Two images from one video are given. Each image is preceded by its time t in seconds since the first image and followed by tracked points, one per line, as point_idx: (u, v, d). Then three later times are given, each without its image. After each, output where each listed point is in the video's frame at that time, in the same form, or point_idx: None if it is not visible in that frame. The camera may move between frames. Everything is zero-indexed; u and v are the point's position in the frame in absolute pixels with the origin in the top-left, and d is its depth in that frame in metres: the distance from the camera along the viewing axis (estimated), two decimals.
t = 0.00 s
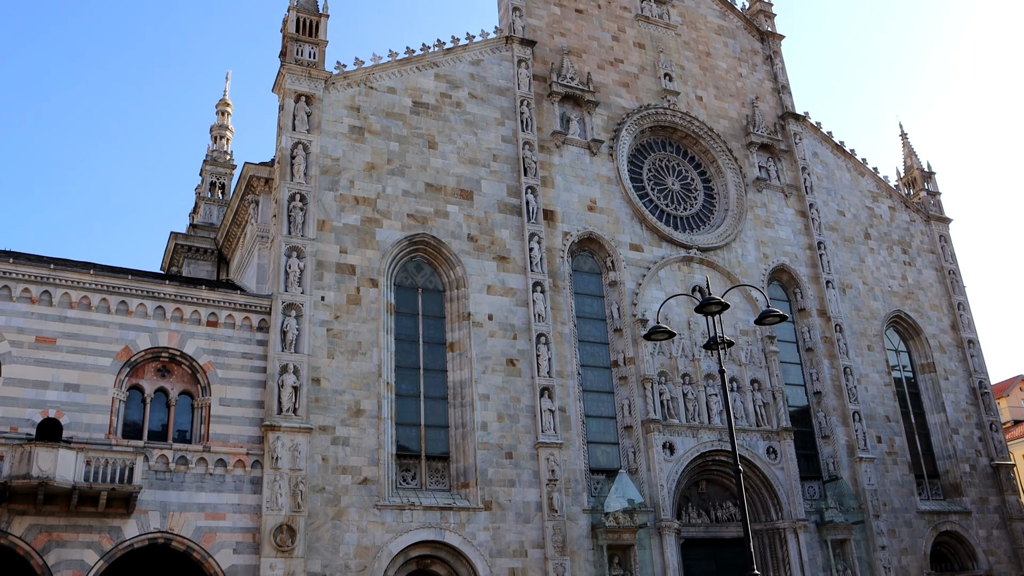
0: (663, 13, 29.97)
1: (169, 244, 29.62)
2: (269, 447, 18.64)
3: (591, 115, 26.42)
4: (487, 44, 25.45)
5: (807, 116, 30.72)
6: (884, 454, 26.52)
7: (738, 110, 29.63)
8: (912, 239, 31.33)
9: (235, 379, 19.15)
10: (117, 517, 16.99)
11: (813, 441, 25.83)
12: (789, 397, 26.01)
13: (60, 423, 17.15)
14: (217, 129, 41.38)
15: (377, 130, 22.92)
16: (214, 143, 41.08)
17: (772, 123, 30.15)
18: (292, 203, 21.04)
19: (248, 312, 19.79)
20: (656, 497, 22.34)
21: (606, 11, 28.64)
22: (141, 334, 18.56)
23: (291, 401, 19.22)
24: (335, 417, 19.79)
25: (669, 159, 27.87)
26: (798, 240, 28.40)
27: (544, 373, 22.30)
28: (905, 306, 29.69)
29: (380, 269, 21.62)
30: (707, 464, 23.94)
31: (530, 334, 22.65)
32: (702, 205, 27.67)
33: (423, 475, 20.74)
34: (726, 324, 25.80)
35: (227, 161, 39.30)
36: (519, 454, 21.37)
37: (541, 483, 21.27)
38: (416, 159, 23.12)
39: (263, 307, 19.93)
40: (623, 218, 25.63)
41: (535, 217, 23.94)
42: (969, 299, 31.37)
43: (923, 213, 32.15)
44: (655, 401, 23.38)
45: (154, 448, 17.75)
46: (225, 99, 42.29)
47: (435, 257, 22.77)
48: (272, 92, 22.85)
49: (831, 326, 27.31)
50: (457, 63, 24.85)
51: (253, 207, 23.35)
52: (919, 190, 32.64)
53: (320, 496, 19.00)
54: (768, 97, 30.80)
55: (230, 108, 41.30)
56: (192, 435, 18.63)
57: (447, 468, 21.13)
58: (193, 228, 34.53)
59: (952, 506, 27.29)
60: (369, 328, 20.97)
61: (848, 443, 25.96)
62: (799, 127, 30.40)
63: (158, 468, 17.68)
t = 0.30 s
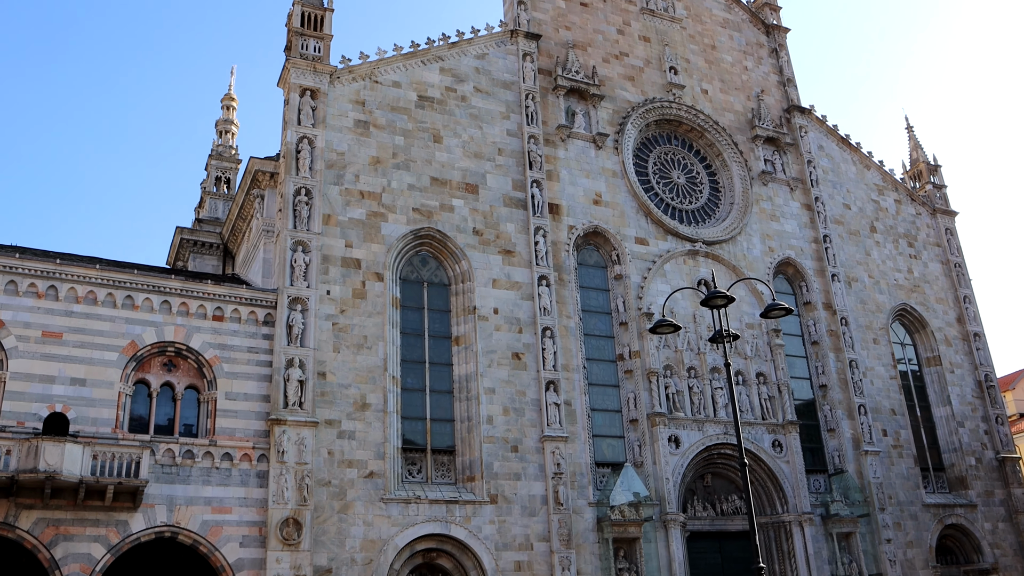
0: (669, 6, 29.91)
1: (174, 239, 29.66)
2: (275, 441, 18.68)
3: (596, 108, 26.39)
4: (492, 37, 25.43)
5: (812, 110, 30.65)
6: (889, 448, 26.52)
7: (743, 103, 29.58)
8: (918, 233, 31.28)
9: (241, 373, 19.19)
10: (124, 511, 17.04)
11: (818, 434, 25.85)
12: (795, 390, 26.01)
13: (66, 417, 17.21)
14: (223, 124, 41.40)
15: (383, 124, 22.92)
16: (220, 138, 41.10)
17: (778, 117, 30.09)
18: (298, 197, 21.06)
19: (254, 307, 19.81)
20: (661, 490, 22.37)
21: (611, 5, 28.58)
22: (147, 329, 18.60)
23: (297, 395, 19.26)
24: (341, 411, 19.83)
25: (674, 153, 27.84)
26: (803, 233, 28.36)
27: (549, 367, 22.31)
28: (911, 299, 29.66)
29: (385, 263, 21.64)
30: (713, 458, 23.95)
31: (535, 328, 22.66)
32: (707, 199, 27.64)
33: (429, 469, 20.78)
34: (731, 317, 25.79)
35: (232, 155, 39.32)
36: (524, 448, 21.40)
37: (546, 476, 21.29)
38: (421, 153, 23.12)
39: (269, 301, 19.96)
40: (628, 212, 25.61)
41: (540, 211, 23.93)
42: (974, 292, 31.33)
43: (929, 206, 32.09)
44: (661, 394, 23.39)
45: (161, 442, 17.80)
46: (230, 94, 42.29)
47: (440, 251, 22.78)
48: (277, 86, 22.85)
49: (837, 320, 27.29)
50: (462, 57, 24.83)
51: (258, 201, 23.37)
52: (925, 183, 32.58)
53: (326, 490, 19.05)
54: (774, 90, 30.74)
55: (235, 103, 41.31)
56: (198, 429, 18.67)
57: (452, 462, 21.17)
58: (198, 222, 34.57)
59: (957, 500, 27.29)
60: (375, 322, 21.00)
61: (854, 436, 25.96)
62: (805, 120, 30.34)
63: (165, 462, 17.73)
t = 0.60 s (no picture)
0: None
1: (180, 233, 29.69)
2: (281, 435, 18.72)
3: (601, 102, 26.35)
4: (496, 31, 25.38)
5: (818, 103, 30.58)
6: (894, 441, 26.51)
7: (749, 96, 29.51)
8: (924, 226, 31.22)
9: (247, 367, 19.22)
10: (130, 505, 17.10)
11: (824, 428, 25.84)
12: (800, 383, 26.00)
13: (73, 411, 17.26)
14: (228, 118, 41.40)
15: (387, 118, 22.91)
16: (224, 132, 41.12)
17: (783, 110, 30.01)
18: (303, 191, 21.06)
19: (259, 301, 19.84)
20: (666, 484, 22.39)
21: None
22: (153, 323, 18.64)
23: (302, 389, 19.29)
24: (346, 404, 19.86)
25: (679, 146, 27.79)
26: (808, 227, 28.32)
27: (554, 360, 22.33)
28: (917, 292, 29.61)
29: (390, 257, 21.66)
30: (718, 451, 23.97)
31: (541, 321, 22.67)
32: (713, 192, 27.61)
33: (435, 462, 20.81)
34: (737, 311, 25.78)
35: (237, 150, 39.33)
36: (530, 441, 21.43)
37: (551, 470, 21.32)
38: (426, 147, 23.12)
39: (274, 295, 19.98)
40: (633, 205, 25.59)
41: (545, 204, 23.92)
42: (980, 285, 31.28)
43: (935, 199, 32.03)
44: (666, 388, 23.40)
45: (167, 436, 17.84)
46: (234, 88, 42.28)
47: (446, 245, 22.79)
48: (282, 80, 22.84)
49: (842, 313, 27.27)
50: (467, 51, 24.80)
51: (263, 195, 23.37)
52: (930, 176, 32.50)
53: (332, 483, 19.09)
54: (779, 83, 30.66)
55: (240, 97, 41.31)
56: (204, 423, 18.72)
57: (458, 455, 21.20)
58: (204, 216, 34.59)
59: (963, 493, 27.28)
60: (380, 316, 21.01)
61: (859, 429, 25.95)
62: (810, 113, 30.26)
63: (171, 456, 17.78)
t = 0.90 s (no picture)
0: None
1: (185, 227, 29.73)
2: (287, 429, 18.77)
3: (606, 95, 26.32)
4: (501, 24, 25.35)
5: (823, 96, 30.50)
6: (900, 434, 26.49)
7: (754, 90, 29.45)
8: (930, 219, 31.15)
9: (252, 361, 19.26)
10: (137, 498, 17.16)
11: (829, 421, 25.84)
12: (806, 376, 25.99)
13: (79, 405, 17.32)
14: (233, 113, 41.42)
15: (392, 112, 22.90)
16: (229, 126, 41.14)
17: (788, 103, 29.95)
18: (308, 185, 21.08)
19: (265, 295, 19.87)
20: (672, 477, 22.41)
21: None
22: (159, 317, 18.68)
23: (308, 383, 19.33)
24: (352, 398, 19.90)
25: (684, 139, 27.75)
26: (814, 220, 28.27)
27: (560, 354, 22.34)
28: (922, 285, 29.56)
29: (396, 251, 21.67)
30: (723, 445, 23.98)
31: (546, 315, 22.68)
32: (718, 185, 27.57)
33: (440, 456, 20.85)
34: (742, 304, 25.76)
35: (242, 144, 39.36)
36: (535, 435, 21.45)
37: (557, 463, 21.35)
38: (431, 141, 23.11)
39: (280, 289, 20.01)
40: (638, 199, 25.57)
41: (550, 198, 23.91)
42: (986, 279, 31.21)
43: (941, 192, 31.95)
44: (671, 381, 23.41)
45: (173, 430, 17.89)
46: (239, 82, 42.28)
47: (451, 239, 22.80)
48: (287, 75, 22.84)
49: (847, 306, 27.23)
50: (471, 44, 24.78)
51: (268, 189, 23.39)
52: (936, 169, 32.43)
53: (337, 477, 19.14)
54: (784, 76, 30.59)
55: (244, 91, 41.33)
56: (210, 417, 18.77)
57: (463, 449, 21.24)
58: (209, 211, 34.64)
59: (968, 486, 27.26)
60: (386, 310, 21.04)
61: (864, 423, 25.94)
62: (816, 106, 30.19)
63: (177, 450, 17.83)
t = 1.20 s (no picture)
0: None
1: (190, 222, 29.77)
2: (292, 422, 18.81)
3: (611, 88, 26.27)
4: (505, 17, 25.30)
5: (829, 88, 30.40)
6: (905, 428, 26.47)
7: (759, 82, 29.37)
8: (935, 212, 31.08)
9: (258, 355, 19.30)
10: (143, 492, 17.22)
11: (834, 414, 25.82)
12: (811, 370, 25.97)
13: (86, 400, 17.38)
14: (237, 107, 41.42)
15: (397, 106, 22.88)
16: (234, 120, 41.14)
17: (794, 96, 29.86)
18: (313, 179, 21.08)
19: (270, 289, 19.89)
20: (677, 470, 22.43)
21: None
22: (165, 312, 18.72)
23: (313, 376, 19.36)
24: (357, 392, 19.93)
25: (689, 133, 27.70)
26: (819, 213, 28.22)
27: (565, 347, 22.35)
28: (928, 279, 29.50)
29: (400, 245, 21.68)
30: (728, 438, 23.99)
31: (551, 309, 22.68)
32: (723, 178, 27.53)
33: (446, 449, 20.88)
34: (747, 297, 25.74)
35: (247, 138, 39.37)
36: (540, 428, 21.48)
37: (562, 456, 21.37)
38: (435, 135, 23.10)
39: (285, 283, 20.03)
40: (643, 192, 25.54)
41: (555, 191, 23.89)
42: (992, 272, 31.14)
43: (947, 185, 31.86)
44: (676, 374, 23.42)
45: (179, 424, 17.94)
46: (243, 76, 42.26)
47: (455, 232, 22.80)
48: (291, 68, 22.82)
49: (852, 300, 27.20)
50: (476, 38, 24.73)
51: (273, 183, 23.40)
52: (942, 162, 32.33)
53: (343, 471, 19.17)
54: (790, 69, 30.50)
55: (249, 85, 41.32)
56: (216, 411, 18.83)
57: (468, 443, 21.27)
58: (214, 205, 34.66)
59: (974, 480, 27.25)
60: (391, 304, 21.05)
61: (870, 416, 25.92)
62: (821, 99, 30.10)
63: (183, 444, 17.88)
